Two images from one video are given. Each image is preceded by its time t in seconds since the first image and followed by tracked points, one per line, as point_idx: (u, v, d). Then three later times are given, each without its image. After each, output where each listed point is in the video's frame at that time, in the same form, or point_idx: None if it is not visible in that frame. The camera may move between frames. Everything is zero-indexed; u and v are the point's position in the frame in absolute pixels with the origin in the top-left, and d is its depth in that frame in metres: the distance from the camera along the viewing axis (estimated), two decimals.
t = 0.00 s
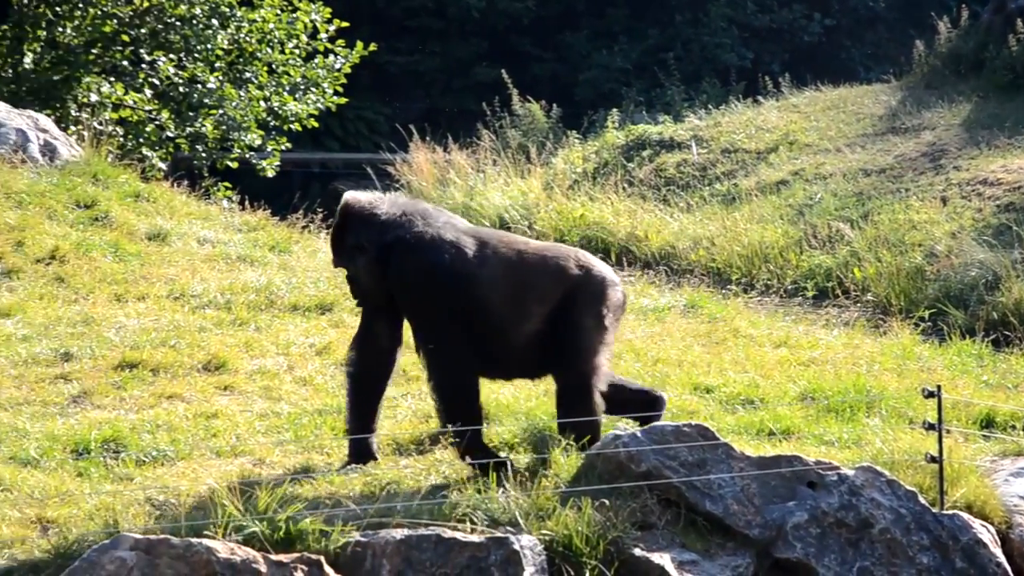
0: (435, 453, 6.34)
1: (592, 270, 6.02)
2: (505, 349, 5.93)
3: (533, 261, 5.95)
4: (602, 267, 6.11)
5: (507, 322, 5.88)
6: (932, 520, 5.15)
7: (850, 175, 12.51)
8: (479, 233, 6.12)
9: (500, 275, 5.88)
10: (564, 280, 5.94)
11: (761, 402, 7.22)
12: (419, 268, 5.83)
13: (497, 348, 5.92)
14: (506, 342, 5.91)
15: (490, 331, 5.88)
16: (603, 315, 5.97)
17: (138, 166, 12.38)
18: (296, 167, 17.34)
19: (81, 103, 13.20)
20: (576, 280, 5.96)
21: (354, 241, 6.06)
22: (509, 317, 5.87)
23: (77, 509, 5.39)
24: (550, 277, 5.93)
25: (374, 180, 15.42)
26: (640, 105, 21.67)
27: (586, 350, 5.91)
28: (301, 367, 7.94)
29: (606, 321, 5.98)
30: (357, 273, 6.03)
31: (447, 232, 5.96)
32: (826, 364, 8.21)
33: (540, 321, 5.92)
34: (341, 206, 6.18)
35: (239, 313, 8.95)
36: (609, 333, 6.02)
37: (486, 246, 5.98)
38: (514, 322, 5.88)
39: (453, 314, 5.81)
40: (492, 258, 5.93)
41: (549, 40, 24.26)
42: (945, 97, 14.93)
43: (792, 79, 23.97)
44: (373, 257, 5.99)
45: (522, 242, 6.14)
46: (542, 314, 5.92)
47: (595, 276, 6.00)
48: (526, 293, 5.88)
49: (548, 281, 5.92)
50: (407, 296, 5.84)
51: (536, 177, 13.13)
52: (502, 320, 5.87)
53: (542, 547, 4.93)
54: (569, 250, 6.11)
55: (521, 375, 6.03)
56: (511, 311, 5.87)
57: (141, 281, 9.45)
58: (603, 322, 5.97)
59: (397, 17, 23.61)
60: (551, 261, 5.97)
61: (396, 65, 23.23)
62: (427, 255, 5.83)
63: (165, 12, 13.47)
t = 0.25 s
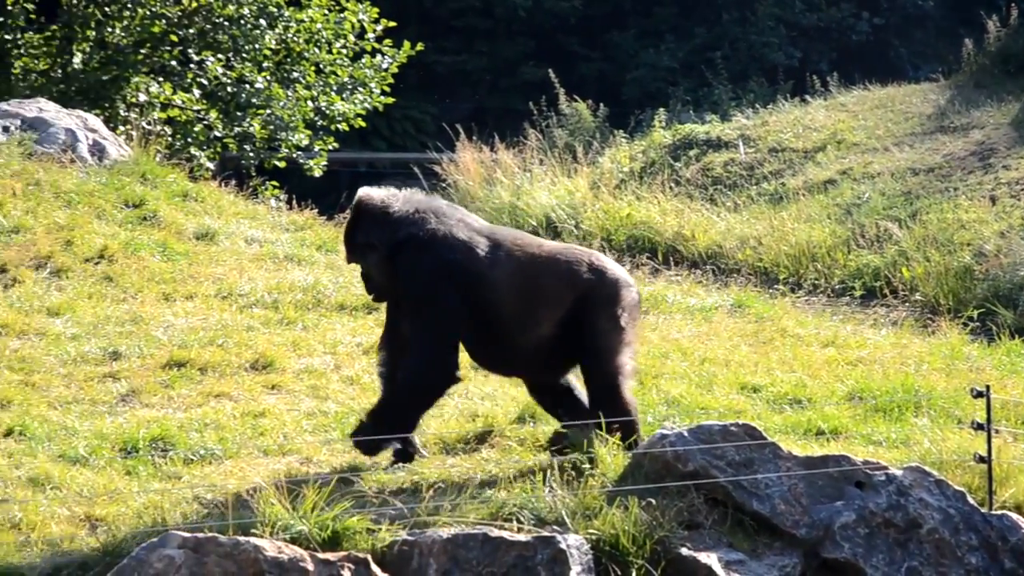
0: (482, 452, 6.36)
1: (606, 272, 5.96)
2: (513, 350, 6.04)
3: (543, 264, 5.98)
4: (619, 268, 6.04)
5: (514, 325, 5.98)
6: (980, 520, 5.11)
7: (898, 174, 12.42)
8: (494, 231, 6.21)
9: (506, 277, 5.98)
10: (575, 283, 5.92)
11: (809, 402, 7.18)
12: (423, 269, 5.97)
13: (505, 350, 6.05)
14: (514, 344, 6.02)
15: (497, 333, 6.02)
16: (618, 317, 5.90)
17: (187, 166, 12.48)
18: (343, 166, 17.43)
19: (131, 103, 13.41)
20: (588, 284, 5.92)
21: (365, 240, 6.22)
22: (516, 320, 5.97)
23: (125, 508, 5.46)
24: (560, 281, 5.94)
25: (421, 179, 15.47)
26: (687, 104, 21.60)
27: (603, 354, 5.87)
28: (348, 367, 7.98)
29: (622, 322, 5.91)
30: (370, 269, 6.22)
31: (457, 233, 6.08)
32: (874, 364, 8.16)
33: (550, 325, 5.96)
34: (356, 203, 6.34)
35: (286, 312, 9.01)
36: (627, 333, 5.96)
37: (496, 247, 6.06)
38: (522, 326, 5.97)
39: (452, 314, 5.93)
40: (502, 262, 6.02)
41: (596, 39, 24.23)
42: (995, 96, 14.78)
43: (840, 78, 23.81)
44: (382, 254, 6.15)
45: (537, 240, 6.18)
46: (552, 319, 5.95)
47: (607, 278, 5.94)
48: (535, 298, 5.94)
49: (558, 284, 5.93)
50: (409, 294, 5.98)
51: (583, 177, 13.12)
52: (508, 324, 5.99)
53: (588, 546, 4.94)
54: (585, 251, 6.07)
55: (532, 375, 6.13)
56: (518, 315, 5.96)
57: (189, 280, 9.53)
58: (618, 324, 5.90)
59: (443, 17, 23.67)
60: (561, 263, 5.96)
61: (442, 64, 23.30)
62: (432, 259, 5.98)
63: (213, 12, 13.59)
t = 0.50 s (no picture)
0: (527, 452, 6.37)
1: (613, 282, 5.93)
2: (512, 355, 5.97)
3: (549, 268, 5.93)
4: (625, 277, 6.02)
5: (516, 330, 5.91)
6: None
7: (945, 174, 12.31)
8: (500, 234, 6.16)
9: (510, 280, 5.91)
10: (583, 290, 5.88)
11: (855, 402, 7.14)
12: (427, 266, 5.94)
13: (503, 355, 5.98)
14: (513, 348, 5.95)
15: (496, 336, 5.95)
16: (627, 327, 5.86)
17: (233, 166, 12.56)
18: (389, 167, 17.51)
19: (177, 104, 13.45)
20: (595, 292, 5.88)
21: (370, 237, 6.18)
22: (519, 324, 5.90)
23: (172, 508, 5.49)
24: (566, 291, 5.88)
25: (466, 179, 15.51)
26: (733, 103, 21.52)
27: (612, 360, 5.82)
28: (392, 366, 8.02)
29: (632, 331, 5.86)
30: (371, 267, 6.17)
31: (463, 232, 6.03)
32: (921, 364, 8.10)
33: (554, 332, 5.90)
34: (362, 201, 6.29)
35: (332, 312, 9.06)
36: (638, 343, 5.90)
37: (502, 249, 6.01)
38: (524, 330, 5.90)
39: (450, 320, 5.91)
40: (505, 267, 5.94)
41: (641, 39, 24.19)
42: None
43: (887, 77, 23.64)
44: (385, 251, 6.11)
45: (543, 245, 6.14)
46: (557, 328, 5.90)
47: (615, 286, 5.92)
48: (539, 302, 5.88)
49: (564, 290, 5.88)
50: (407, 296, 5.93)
51: (628, 176, 13.10)
52: (509, 328, 5.92)
53: (634, 546, 4.95)
54: (592, 258, 6.04)
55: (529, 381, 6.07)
56: (521, 319, 5.89)
57: (235, 280, 9.60)
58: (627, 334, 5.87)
59: (489, 16, 23.70)
60: (568, 268, 5.92)
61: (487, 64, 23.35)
62: (437, 256, 5.94)
63: (259, 13, 13.70)
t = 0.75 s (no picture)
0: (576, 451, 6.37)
1: (607, 288, 5.89)
2: (501, 360, 5.97)
3: (542, 273, 5.90)
4: (621, 279, 5.98)
5: (506, 336, 5.91)
6: None
7: (997, 173, 12.19)
8: (494, 232, 6.11)
9: (501, 285, 5.88)
10: (574, 297, 5.86)
11: (906, 402, 7.09)
12: (419, 268, 5.88)
13: (493, 359, 5.98)
14: (503, 353, 5.95)
15: (486, 341, 5.95)
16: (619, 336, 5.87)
17: (282, 165, 12.65)
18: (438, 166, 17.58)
19: (227, 103, 13.45)
20: (587, 300, 5.86)
21: (362, 236, 6.09)
22: (508, 331, 5.90)
23: (222, 506, 5.53)
24: (559, 295, 5.86)
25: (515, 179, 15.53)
26: (783, 102, 21.41)
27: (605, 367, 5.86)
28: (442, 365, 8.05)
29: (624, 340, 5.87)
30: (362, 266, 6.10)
31: (457, 231, 5.96)
32: (973, 364, 8.02)
33: (544, 339, 5.90)
34: (355, 197, 6.18)
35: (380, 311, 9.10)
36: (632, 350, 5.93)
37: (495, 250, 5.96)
38: (514, 337, 5.90)
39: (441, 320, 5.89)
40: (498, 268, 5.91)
41: (691, 38, 24.10)
42: None
43: (939, 75, 23.41)
44: (376, 252, 6.03)
45: (537, 245, 6.09)
46: (549, 333, 5.89)
47: (608, 293, 5.88)
48: (531, 309, 5.87)
49: (556, 297, 5.86)
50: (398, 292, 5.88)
51: (677, 176, 13.07)
52: (498, 333, 5.91)
53: (683, 546, 4.94)
54: (586, 261, 6.00)
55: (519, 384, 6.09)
56: (511, 325, 5.89)
57: (285, 279, 9.67)
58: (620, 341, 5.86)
59: (538, 15, 23.72)
60: (561, 274, 5.89)
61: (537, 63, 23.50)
62: (428, 258, 5.88)
63: (309, 12, 13.80)
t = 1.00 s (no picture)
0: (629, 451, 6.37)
1: (623, 281, 5.84)
2: (518, 353, 5.94)
3: (559, 265, 5.88)
4: (640, 273, 5.92)
5: (524, 328, 5.89)
6: None
7: None
8: (514, 227, 6.11)
9: (519, 277, 5.87)
10: (591, 289, 5.82)
11: (962, 403, 7.02)
12: (439, 261, 5.90)
13: (510, 352, 5.95)
14: (520, 346, 5.92)
15: (504, 333, 5.92)
16: (630, 332, 5.82)
17: (336, 165, 12.73)
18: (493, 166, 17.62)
19: (283, 103, 13.61)
20: (604, 292, 5.82)
21: (381, 233, 6.10)
22: (526, 323, 5.88)
23: (277, 505, 5.57)
24: (575, 288, 5.83)
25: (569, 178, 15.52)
26: (838, 101, 21.26)
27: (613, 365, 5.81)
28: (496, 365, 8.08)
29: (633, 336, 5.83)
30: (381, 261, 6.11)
31: (476, 223, 5.98)
32: None
33: (561, 332, 5.87)
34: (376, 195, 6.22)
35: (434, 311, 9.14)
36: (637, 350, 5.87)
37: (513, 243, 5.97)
38: (531, 329, 5.88)
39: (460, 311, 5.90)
40: (516, 261, 5.90)
41: (746, 37, 23.97)
42: None
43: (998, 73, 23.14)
44: (395, 246, 6.03)
45: (555, 239, 6.09)
46: (565, 327, 5.86)
47: (625, 285, 5.83)
48: (548, 300, 5.84)
49: (573, 289, 5.83)
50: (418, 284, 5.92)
51: (731, 175, 13.02)
52: (515, 327, 5.89)
53: (737, 546, 4.93)
54: (605, 255, 5.97)
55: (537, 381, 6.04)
56: (528, 317, 5.87)
57: (339, 278, 9.74)
58: (631, 337, 5.83)
59: (592, 14, 23.69)
60: (578, 266, 5.86)
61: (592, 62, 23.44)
62: (447, 250, 5.90)
63: (364, 12, 13.88)
